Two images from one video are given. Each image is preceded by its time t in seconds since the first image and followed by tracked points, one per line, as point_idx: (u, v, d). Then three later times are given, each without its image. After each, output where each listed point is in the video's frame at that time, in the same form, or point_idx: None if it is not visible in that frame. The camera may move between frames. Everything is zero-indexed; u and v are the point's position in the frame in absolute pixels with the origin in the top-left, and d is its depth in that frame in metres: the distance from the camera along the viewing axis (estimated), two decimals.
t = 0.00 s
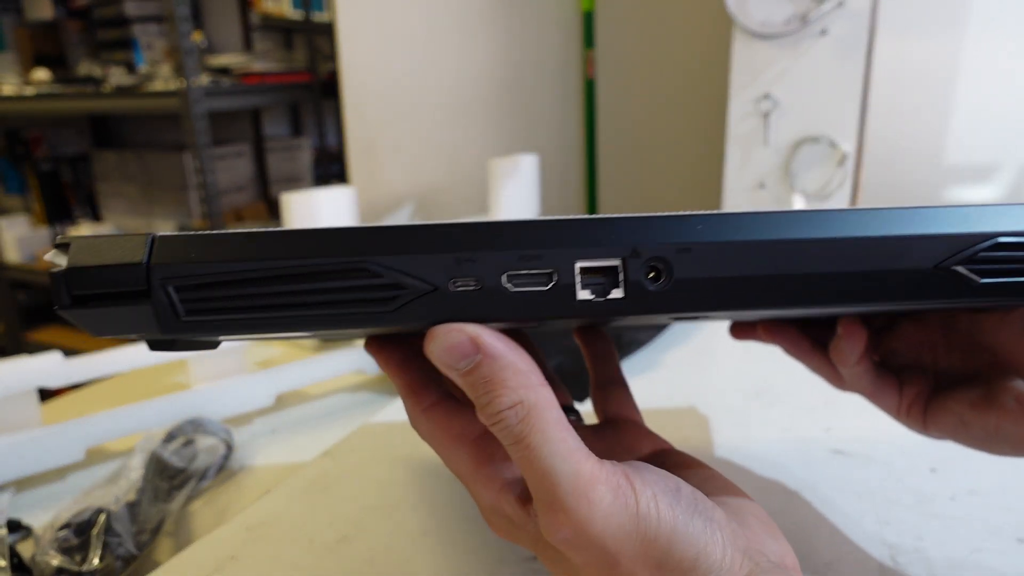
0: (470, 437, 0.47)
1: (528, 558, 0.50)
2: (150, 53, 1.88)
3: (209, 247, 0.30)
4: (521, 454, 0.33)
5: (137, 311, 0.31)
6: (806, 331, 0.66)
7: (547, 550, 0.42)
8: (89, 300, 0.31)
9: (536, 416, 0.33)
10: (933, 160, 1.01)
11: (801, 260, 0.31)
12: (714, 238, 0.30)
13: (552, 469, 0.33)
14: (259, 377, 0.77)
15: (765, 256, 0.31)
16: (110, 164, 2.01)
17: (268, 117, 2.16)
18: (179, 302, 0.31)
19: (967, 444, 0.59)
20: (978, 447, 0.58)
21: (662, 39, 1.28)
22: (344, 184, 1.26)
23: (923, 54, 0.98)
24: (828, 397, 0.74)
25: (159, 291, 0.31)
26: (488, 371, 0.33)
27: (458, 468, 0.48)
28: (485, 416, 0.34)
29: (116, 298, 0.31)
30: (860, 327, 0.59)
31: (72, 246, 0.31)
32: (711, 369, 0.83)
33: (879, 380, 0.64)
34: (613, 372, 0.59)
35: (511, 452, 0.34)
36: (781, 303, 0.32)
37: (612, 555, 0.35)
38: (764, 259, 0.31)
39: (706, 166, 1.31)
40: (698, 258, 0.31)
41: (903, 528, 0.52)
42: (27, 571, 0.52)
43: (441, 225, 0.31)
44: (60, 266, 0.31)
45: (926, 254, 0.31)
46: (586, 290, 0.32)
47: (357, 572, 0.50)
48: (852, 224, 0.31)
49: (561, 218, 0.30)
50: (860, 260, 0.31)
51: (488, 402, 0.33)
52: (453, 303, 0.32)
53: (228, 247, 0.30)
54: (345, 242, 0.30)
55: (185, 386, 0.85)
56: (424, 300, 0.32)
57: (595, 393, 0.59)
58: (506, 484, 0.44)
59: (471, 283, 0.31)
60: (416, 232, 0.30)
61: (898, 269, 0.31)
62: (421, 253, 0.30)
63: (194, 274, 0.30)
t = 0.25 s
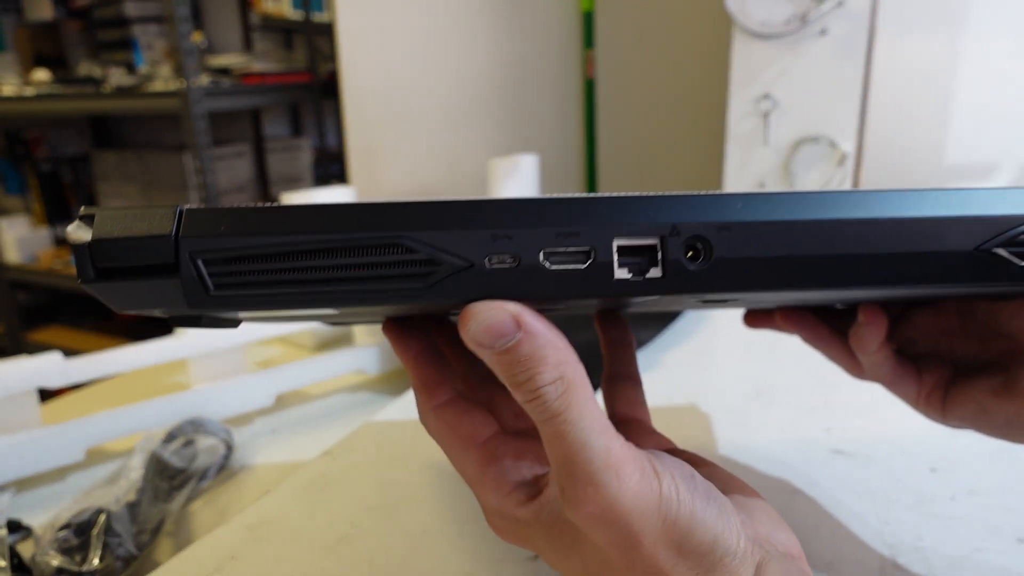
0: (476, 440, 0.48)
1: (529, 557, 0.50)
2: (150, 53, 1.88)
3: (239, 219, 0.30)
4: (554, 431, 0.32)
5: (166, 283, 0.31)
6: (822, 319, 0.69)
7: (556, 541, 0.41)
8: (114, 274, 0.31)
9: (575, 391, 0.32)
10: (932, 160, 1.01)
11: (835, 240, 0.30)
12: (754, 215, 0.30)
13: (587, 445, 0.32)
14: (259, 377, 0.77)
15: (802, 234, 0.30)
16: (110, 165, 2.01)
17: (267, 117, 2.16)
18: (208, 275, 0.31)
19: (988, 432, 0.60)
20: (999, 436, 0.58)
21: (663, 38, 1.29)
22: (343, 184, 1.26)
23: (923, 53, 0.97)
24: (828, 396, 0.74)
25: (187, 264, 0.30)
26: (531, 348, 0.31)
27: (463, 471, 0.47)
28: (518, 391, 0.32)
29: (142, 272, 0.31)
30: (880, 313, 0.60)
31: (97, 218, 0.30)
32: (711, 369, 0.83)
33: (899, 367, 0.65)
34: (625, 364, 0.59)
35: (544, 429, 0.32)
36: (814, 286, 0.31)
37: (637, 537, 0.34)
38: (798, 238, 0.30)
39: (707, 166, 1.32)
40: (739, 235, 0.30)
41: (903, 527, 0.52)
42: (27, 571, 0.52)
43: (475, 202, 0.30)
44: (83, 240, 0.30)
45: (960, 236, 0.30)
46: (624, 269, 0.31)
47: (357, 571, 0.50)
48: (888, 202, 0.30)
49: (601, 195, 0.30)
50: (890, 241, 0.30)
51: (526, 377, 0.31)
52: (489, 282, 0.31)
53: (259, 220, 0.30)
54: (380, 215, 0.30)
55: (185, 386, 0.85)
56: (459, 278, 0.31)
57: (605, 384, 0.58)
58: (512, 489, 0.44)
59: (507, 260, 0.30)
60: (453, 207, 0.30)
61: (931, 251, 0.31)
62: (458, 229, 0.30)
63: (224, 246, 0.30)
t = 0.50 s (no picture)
0: (468, 437, 0.49)
1: (529, 557, 0.50)
2: (150, 53, 1.89)
3: (249, 192, 0.29)
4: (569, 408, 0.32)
5: (170, 261, 0.30)
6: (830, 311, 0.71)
7: (560, 529, 0.41)
8: (118, 252, 0.30)
9: (590, 367, 0.32)
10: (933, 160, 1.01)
11: (861, 210, 0.30)
12: (773, 187, 0.30)
13: (601, 423, 0.33)
14: (258, 377, 0.77)
15: (823, 207, 0.30)
16: (110, 166, 2.02)
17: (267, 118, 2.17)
18: (215, 252, 0.30)
19: (999, 420, 0.62)
20: (1011, 424, 0.61)
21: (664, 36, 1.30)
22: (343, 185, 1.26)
23: (927, 52, 0.96)
24: (828, 396, 0.74)
25: (193, 240, 0.30)
26: (549, 325, 0.31)
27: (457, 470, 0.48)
28: (534, 369, 0.32)
29: (148, 251, 0.30)
30: (893, 304, 0.61)
31: (100, 195, 0.30)
32: (711, 368, 0.83)
33: (911, 359, 0.66)
34: (628, 366, 0.59)
35: (559, 407, 0.33)
36: (842, 259, 0.31)
37: (647, 519, 0.35)
38: (823, 207, 0.30)
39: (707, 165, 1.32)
40: (758, 207, 0.30)
41: (903, 527, 0.52)
42: (28, 571, 0.52)
43: (491, 176, 0.30)
44: (85, 217, 0.30)
45: (985, 206, 0.30)
46: (641, 244, 0.31)
47: (357, 571, 0.50)
48: (909, 173, 0.30)
49: (617, 169, 0.30)
50: (919, 210, 0.30)
51: (543, 355, 0.31)
52: (504, 258, 0.30)
53: (269, 195, 0.29)
54: (393, 189, 0.29)
55: (185, 386, 0.85)
56: (474, 253, 0.30)
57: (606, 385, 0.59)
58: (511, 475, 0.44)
59: (523, 234, 0.30)
60: (469, 180, 0.30)
61: (959, 222, 0.30)
62: (473, 202, 0.30)
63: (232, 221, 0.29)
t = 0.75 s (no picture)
0: (459, 443, 0.49)
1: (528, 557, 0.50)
2: (150, 53, 1.89)
3: (228, 199, 0.29)
4: (559, 416, 0.32)
5: (148, 268, 0.30)
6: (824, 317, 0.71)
7: (552, 534, 0.41)
8: (94, 259, 0.30)
9: (578, 374, 0.32)
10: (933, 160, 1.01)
11: (848, 215, 0.30)
12: (759, 192, 0.30)
13: (590, 430, 0.32)
14: (258, 377, 0.77)
15: (811, 212, 0.30)
16: (110, 166, 2.01)
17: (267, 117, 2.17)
18: (194, 259, 0.30)
19: (992, 428, 0.62)
20: (1005, 431, 0.61)
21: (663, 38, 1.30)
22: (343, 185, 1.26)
23: (926, 52, 0.96)
24: (827, 396, 0.74)
25: (172, 246, 0.29)
26: (535, 331, 0.31)
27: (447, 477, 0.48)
28: (521, 377, 0.32)
29: (124, 257, 0.30)
30: (885, 310, 0.62)
31: (77, 201, 0.30)
32: (710, 369, 0.83)
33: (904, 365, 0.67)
34: (618, 373, 0.59)
35: (547, 414, 0.32)
36: (830, 264, 0.31)
37: (640, 525, 0.35)
38: (810, 212, 0.30)
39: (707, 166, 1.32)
40: (743, 213, 0.30)
41: (903, 527, 0.52)
42: (28, 571, 0.52)
43: (475, 181, 0.30)
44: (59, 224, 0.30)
45: (971, 211, 0.30)
46: (626, 249, 0.31)
47: (357, 571, 0.50)
48: (895, 177, 0.30)
49: (602, 175, 0.30)
50: (904, 216, 0.30)
51: (530, 362, 0.31)
52: (488, 263, 0.30)
53: (246, 201, 0.29)
54: (375, 195, 0.29)
55: (185, 386, 0.85)
56: (458, 259, 0.30)
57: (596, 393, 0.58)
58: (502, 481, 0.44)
59: (507, 239, 0.30)
60: (452, 184, 0.30)
61: (945, 227, 0.30)
62: (456, 207, 0.30)
63: (212, 228, 0.29)
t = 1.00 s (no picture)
0: (451, 449, 0.49)
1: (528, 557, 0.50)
2: (150, 54, 1.89)
3: (211, 216, 0.30)
4: (545, 429, 0.32)
5: (135, 285, 0.30)
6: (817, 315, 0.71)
7: (543, 545, 0.40)
8: (80, 277, 0.30)
9: (564, 386, 0.32)
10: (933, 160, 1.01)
11: (834, 218, 0.30)
12: (744, 197, 0.30)
13: (576, 444, 0.32)
14: (258, 377, 0.77)
15: (798, 214, 0.30)
16: (110, 166, 2.01)
17: (267, 117, 2.17)
18: (180, 276, 0.30)
19: (985, 419, 0.62)
20: (996, 423, 0.61)
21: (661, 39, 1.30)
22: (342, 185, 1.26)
23: (925, 53, 0.96)
24: (827, 396, 0.74)
25: (157, 263, 0.30)
26: (520, 341, 0.30)
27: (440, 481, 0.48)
28: (507, 389, 0.31)
29: (110, 275, 0.30)
30: (876, 307, 0.62)
31: (62, 220, 0.30)
32: (710, 369, 0.83)
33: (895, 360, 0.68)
34: (611, 378, 0.59)
35: (533, 428, 0.32)
36: (815, 266, 0.31)
37: (629, 538, 0.34)
38: (796, 216, 0.30)
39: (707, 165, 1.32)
40: (728, 218, 0.30)
41: (903, 527, 0.52)
42: (28, 571, 0.52)
43: (459, 192, 0.30)
44: (47, 243, 0.30)
45: (957, 210, 0.30)
46: (612, 256, 0.31)
47: (355, 572, 0.50)
48: (882, 178, 0.30)
49: (584, 181, 0.30)
50: (889, 217, 0.30)
51: (514, 373, 0.31)
52: (474, 273, 0.31)
53: (230, 217, 0.30)
54: (357, 208, 0.30)
55: (185, 386, 0.85)
56: (444, 269, 0.30)
57: (589, 398, 0.58)
58: (496, 485, 0.44)
59: (492, 249, 0.30)
60: (436, 195, 0.30)
61: (930, 227, 0.30)
62: (440, 218, 0.30)
63: (196, 245, 0.30)
